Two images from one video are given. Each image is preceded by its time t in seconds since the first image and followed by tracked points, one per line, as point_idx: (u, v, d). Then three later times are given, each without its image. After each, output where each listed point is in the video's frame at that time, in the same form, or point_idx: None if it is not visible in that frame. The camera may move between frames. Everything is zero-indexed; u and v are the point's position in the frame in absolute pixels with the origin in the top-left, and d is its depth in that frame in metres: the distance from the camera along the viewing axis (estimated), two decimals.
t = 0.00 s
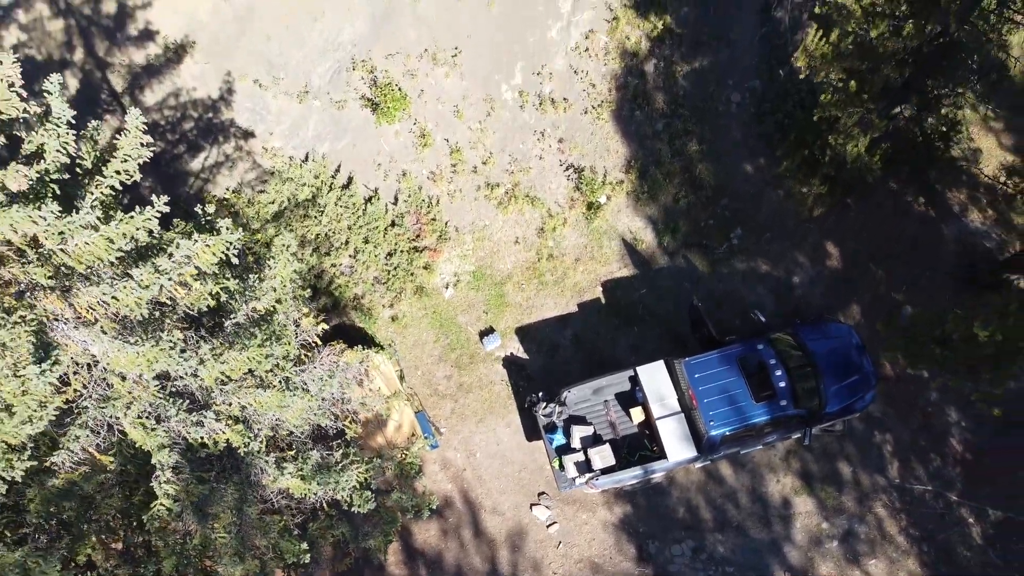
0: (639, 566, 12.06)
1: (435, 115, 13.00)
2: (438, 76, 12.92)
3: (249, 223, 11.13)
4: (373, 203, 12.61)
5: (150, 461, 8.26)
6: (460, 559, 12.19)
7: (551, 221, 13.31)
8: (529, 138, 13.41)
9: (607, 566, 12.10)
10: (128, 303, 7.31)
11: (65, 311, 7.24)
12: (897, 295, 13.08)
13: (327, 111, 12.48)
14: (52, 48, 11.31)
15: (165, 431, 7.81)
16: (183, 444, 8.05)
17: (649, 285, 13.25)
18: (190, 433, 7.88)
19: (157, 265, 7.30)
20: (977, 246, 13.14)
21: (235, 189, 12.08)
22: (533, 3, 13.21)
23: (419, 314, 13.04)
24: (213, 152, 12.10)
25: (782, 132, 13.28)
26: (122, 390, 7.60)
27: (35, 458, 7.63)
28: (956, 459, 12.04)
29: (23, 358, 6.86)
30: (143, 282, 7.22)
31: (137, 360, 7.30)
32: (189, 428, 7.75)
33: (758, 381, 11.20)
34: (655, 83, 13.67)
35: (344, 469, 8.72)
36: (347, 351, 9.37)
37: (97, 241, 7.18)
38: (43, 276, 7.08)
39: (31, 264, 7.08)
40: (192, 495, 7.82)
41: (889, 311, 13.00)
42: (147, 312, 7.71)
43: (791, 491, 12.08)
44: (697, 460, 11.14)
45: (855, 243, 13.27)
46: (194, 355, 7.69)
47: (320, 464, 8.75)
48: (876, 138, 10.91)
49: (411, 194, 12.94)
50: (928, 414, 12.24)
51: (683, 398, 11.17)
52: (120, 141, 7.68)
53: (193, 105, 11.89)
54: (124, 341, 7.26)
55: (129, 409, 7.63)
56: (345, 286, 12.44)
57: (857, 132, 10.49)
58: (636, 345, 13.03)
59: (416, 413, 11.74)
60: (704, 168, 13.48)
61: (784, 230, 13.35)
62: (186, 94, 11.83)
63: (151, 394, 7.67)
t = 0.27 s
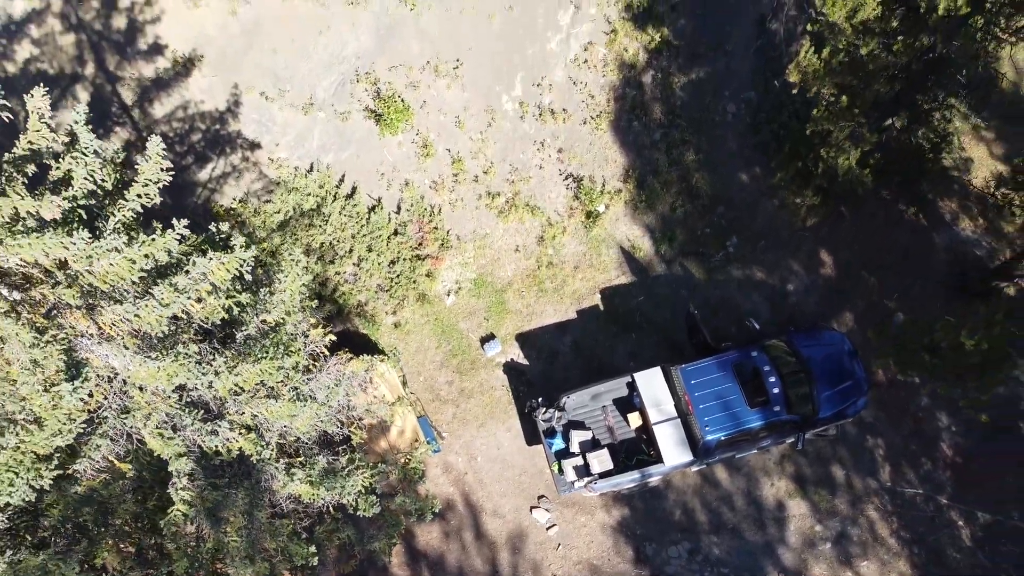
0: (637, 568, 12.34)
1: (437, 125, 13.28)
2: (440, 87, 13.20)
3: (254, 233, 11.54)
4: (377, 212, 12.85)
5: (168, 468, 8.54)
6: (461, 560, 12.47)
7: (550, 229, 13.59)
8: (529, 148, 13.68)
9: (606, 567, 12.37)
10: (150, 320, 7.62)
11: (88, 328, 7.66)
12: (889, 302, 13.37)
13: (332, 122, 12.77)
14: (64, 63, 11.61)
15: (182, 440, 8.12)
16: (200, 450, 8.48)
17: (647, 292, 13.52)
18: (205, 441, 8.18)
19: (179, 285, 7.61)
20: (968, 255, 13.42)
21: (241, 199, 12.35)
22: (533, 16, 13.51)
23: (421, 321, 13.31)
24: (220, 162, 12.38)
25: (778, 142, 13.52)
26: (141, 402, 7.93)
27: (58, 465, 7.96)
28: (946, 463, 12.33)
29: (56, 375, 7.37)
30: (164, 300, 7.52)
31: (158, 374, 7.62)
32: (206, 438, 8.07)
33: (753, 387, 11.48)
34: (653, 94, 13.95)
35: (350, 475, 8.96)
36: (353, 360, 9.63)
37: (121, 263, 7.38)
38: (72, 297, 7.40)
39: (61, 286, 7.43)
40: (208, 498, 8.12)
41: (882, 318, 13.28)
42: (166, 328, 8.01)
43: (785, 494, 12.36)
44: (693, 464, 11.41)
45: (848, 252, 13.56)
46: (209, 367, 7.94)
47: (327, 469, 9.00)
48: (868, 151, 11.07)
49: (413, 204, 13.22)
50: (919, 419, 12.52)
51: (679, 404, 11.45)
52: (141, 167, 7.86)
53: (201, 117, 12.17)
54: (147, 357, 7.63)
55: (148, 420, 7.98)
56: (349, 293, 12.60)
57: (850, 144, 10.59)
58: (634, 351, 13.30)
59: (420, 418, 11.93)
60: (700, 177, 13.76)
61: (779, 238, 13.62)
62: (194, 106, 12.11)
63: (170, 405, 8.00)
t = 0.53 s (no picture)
0: (635, 570, 12.61)
1: (439, 136, 13.56)
2: (442, 99, 13.50)
3: (261, 242, 12.11)
4: (380, 221, 13.12)
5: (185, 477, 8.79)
6: (463, 562, 12.75)
7: (550, 237, 13.86)
8: (529, 158, 13.95)
9: (604, 569, 12.64)
10: (170, 336, 7.88)
11: (111, 343, 7.91)
12: (882, 309, 13.60)
13: (336, 134, 13.05)
14: (76, 76, 11.90)
15: (197, 448, 8.37)
16: (214, 458, 8.76)
17: (645, 299, 13.79)
18: (219, 449, 8.43)
19: (200, 303, 7.89)
20: (960, 263, 13.68)
21: (248, 209, 12.61)
22: (532, 29, 13.81)
23: (423, 327, 13.58)
24: (228, 173, 12.64)
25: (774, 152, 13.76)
26: (160, 413, 8.17)
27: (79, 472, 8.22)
28: (937, 467, 12.62)
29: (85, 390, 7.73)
30: (184, 318, 7.81)
31: (177, 388, 7.93)
32: (220, 446, 8.40)
33: (748, 393, 11.76)
34: (651, 105, 14.23)
35: (355, 479, 9.18)
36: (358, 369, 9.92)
37: (143, 283, 7.66)
38: (98, 316, 7.67)
39: (87, 305, 7.67)
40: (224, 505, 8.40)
41: (875, 325, 13.55)
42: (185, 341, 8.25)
43: (780, 497, 12.64)
44: (689, 469, 11.68)
45: (842, 259, 13.82)
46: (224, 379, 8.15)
47: (333, 475, 9.21)
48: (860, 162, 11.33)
49: (416, 213, 13.50)
50: (911, 423, 12.80)
51: (676, 409, 11.74)
52: (162, 191, 8.11)
53: (209, 129, 12.45)
54: (166, 370, 7.92)
55: (167, 431, 8.23)
56: (353, 300, 12.86)
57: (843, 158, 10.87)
58: (632, 357, 13.54)
59: (422, 423, 12.17)
60: (697, 186, 14.03)
61: (774, 246, 13.89)
62: (202, 118, 12.39)
63: (187, 416, 8.25)
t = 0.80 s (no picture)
0: (632, 571, 12.89)
1: (441, 146, 13.84)
2: (444, 110, 13.78)
3: (267, 250, 12.45)
4: (385, 230, 13.30)
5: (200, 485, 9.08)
6: (465, 564, 13.04)
7: (550, 246, 14.14)
8: (529, 168, 14.23)
9: (603, 571, 12.93)
10: (189, 351, 8.17)
11: (133, 358, 8.14)
12: (875, 316, 13.91)
13: (341, 145, 13.33)
14: (87, 90, 12.22)
15: (212, 456, 8.65)
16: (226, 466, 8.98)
17: (643, 307, 14.07)
18: (232, 457, 8.70)
19: (217, 317, 8.26)
20: (951, 271, 13.98)
21: (255, 218, 12.89)
22: (533, 41, 14.10)
23: (426, 334, 13.87)
24: (235, 183, 12.93)
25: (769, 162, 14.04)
26: (179, 423, 8.46)
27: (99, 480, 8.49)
28: (929, 471, 12.90)
29: (111, 405, 7.98)
30: (202, 334, 8.11)
31: (194, 401, 8.19)
32: (233, 454, 8.57)
33: (743, 399, 12.05)
34: (649, 116, 14.51)
35: (361, 484, 9.46)
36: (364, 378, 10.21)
37: (163, 300, 7.92)
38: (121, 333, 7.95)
39: (111, 322, 7.97)
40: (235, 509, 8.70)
41: (868, 331, 13.84)
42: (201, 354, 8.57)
43: (774, 501, 12.93)
44: (686, 473, 11.96)
45: (836, 267, 14.11)
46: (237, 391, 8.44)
47: (339, 480, 9.51)
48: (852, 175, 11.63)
49: (418, 222, 13.77)
50: (903, 428, 13.08)
51: (673, 415, 12.01)
52: (179, 213, 8.33)
53: (216, 141, 12.74)
54: (184, 383, 8.21)
55: (184, 441, 8.50)
56: (358, 308, 13.00)
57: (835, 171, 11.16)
58: (630, 363, 13.82)
59: (425, 428, 12.44)
60: (694, 196, 14.32)
61: (770, 254, 14.17)
62: (209, 130, 12.68)
63: (203, 427, 8.54)
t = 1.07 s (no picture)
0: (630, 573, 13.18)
1: (443, 156, 14.12)
2: (446, 120, 14.07)
3: (272, 259, 12.61)
4: (387, 239, 13.59)
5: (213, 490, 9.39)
6: (467, 566, 13.32)
7: (550, 253, 14.42)
8: (530, 177, 14.49)
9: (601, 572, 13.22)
10: (205, 365, 8.44)
11: (152, 372, 8.41)
12: (868, 322, 14.20)
13: (345, 155, 13.61)
14: (97, 103, 12.52)
15: (225, 464, 8.93)
16: (238, 472, 9.29)
17: (641, 313, 14.35)
18: (244, 465, 8.97)
19: (233, 332, 8.54)
20: (942, 279, 14.26)
21: (261, 228, 13.18)
22: (533, 53, 14.38)
23: (428, 340, 14.15)
24: (241, 194, 13.20)
25: (765, 171, 14.32)
26: (195, 434, 8.78)
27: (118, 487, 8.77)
28: (920, 475, 13.18)
29: (134, 419, 8.33)
30: (218, 348, 8.39)
31: (210, 413, 8.49)
32: (245, 461, 8.87)
33: (737, 404, 12.34)
34: (647, 126, 14.78)
35: (366, 490, 9.69)
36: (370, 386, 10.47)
37: (182, 317, 8.18)
38: (143, 348, 8.27)
39: (132, 338, 8.27)
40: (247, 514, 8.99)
41: (862, 338, 14.12)
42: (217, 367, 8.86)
43: (770, 504, 13.21)
44: (682, 477, 12.24)
45: (831, 275, 14.38)
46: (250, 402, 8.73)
47: (345, 485, 9.67)
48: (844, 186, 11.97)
49: (421, 230, 14.10)
50: (896, 433, 13.36)
51: (670, 420, 12.29)
52: (196, 233, 8.51)
53: (223, 152, 13.02)
54: (200, 396, 8.49)
55: (199, 449, 8.82)
56: (361, 315, 13.32)
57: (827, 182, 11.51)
58: (629, 369, 14.10)
59: (427, 432, 12.87)
60: (691, 204, 14.59)
61: (765, 262, 14.44)
62: (217, 141, 12.97)
63: (218, 436, 8.86)
